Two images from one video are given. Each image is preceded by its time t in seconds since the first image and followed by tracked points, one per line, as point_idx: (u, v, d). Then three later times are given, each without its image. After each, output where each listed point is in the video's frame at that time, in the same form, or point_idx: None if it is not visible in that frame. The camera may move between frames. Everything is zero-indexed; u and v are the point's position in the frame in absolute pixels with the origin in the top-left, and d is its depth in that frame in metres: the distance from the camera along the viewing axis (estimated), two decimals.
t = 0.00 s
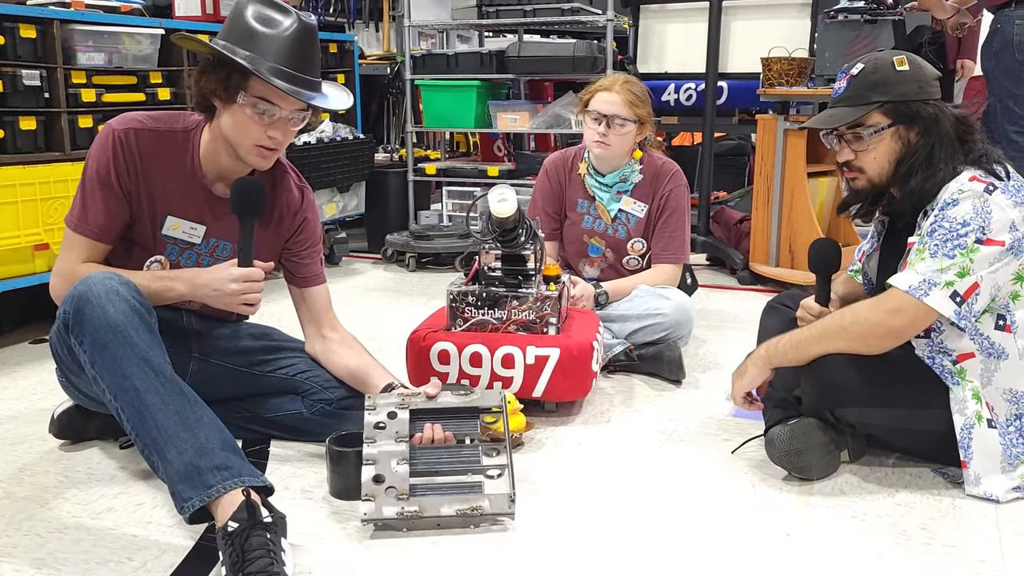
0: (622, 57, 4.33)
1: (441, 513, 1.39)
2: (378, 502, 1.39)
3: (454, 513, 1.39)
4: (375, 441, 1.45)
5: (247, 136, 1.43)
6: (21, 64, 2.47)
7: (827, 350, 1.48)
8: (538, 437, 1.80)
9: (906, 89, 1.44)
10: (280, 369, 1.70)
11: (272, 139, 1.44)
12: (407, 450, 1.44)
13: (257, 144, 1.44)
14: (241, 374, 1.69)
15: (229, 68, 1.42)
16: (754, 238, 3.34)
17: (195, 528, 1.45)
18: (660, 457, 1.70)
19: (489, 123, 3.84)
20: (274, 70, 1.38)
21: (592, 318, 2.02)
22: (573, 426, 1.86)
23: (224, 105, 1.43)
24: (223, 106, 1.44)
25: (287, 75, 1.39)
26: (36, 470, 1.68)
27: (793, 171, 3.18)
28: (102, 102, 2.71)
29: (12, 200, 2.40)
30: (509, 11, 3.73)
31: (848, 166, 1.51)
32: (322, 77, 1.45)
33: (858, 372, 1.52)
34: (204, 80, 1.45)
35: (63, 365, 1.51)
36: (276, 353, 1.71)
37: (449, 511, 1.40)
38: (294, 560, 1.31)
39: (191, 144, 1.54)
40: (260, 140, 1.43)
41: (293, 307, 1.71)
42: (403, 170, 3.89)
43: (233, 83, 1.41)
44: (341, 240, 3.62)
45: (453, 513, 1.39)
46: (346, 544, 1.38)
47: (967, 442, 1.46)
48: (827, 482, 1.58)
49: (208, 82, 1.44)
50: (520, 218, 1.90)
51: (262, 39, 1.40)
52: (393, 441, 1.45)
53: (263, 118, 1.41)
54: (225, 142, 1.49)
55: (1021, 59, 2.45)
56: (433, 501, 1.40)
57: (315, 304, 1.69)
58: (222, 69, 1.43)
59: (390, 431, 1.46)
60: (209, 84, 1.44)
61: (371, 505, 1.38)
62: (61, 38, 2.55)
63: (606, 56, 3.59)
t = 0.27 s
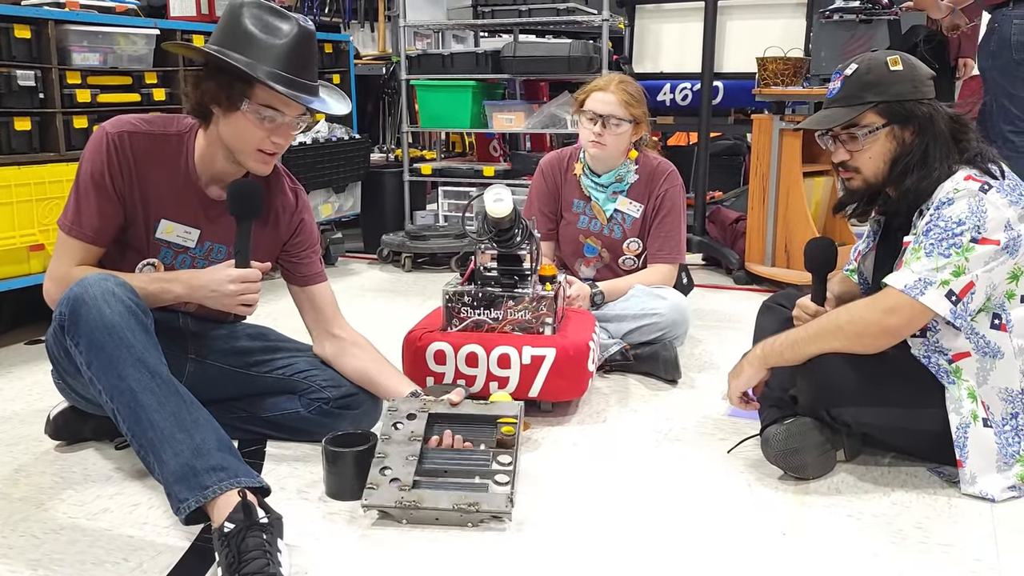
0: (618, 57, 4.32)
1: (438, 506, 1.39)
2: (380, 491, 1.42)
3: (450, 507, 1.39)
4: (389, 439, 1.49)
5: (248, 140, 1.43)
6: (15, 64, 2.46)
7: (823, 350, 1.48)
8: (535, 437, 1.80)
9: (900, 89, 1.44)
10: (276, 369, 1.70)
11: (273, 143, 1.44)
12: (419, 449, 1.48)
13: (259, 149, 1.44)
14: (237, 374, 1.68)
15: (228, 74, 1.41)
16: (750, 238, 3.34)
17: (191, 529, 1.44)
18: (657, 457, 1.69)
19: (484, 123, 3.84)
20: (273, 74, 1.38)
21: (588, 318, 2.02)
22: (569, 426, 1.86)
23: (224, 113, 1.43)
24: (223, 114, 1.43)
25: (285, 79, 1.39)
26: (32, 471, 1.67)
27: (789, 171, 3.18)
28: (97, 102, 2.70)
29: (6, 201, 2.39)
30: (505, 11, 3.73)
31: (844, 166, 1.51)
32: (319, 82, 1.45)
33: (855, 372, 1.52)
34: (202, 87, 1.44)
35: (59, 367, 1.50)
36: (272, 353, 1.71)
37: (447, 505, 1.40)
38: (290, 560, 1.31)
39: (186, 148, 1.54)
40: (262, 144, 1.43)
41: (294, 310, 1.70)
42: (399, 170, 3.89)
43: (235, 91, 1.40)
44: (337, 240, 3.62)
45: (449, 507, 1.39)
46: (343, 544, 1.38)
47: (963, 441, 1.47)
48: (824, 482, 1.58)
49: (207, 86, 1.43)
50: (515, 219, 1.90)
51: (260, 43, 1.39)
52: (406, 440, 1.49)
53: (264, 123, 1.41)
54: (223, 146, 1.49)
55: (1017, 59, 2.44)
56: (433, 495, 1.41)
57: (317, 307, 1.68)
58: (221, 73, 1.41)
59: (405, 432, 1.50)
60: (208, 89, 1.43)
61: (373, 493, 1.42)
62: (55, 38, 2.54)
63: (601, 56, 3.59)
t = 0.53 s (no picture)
0: (617, 56, 4.32)
1: (438, 491, 1.41)
2: (382, 480, 1.45)
3: (450, 492, 1.41)
4: (395, 449, 1.53)
5: (251, 141, 1.43)
6: (14, 64, 2.46)
7: (821, 349, 1.48)
8: (534, 437, 1.79)
9: (896, 89, 1.44)
10: (275, 369, 1.70)
11: (277, 144, 1.44)
12: (424, 456, 1.51)
13: (263, 149, 1.44)
14: (236, 374, 1.68)
15: (233, 73, 1.40)
16: (749, 238, 3.34)
17: (190, 528, 1.44)
18: (656, 456, 1.69)
19: (483, 122, 3.84)
20: (276, 73, 1.38)
21: (587, 317, 2.02)
22: (568, 426, 1.86)
23: (228, 112, 1.41)
24: (226, 113, 1.42)
25: (287, 78, 1.38)
26: (31, 470, 1.67)
27: (788, 170, 3.18)
28: (95, 101, 2.70)
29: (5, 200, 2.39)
30: (504, 10, 3.73)
31: (842, 166, 1.51)
32: (320, 82, 1.45)
33: (854, 371, 1.52)
34: (204, 87, 1.43)
35: (60, 365, 1.50)
36: (271, 352, 1.71)
37: (446, 490, 1.41)
38: (289, 560, 1.31)
39: (184, 146, 1.53)
40: (266, 144, 1.43)
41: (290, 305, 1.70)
42: (397, 170, 3.89)
43: (240, 89, 1.39)
44: (336, 240, 3.62)
45: (449, 492, 1.41)
46: (341, 543, 1.38)
47: (961, 440, 1.47)
48: (822, 481, 1.58)
49: (210, 86, 1.42)
50: (514, 218, 1.90)
51: (263, 42, 1.39)
52: (411, 450, 1.53)
53: (267, 123, 1.41)
54: (223, 145, 1.48)
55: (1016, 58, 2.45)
56: (434, 483, 1.43)
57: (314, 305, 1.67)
58: (224, 72, 1.40)
59: (411, 445, 1.54)
60: (212, 88, 1.41)
61: (375, 481, 1.44)
62: (54, 38, 2.54)
63: (600, 55, 3.59)
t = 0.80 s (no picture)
0: (614, 57, 4.32)
1: (436, 491, 1.41)
2: (380, 482, 1.45)
3: (448, 492, 1.41)
4: (392, 453, 1.55)
5: (236, 138, 1.43)
6: (11, 64, 2.46)
7: (819, 350, 1.48)
8: (531, 438, 1.79)
9: (884, 92, 1.44)
10: (272, 370, 1.69)
11: (262, 142, 1.44)
12: (421, 459, 1.53)
13: (248, 146, 1.43)
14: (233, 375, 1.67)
15: (220, 70, 1.40)
16: (747, 238, 3.34)
17: (187, 530, 1.44)
18: (654, 457, 1.69)
19: (481, 122, 3.84)
20: (265, 73, 1.37)
21: (585, 318, 2.02)
22: (565, 426, 1.86)
23: (216, 109, 1.42)
24: (214, 109, 1.42)
25: (276, 78, 1.38)
26: (29, 472, 1.67)
27: (786, 170, 3.18)
28: (92, 102, 2.70)
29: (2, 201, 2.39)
30: (502, 11, 3.73)
31: (835, 168, 1.52)
32: (310, 83, 1.45)
33: (852, 370, 1.53)
34: (193, 82, 1.43)
35: (58, 367, 1.50)
36: (268, 354, 1.70)
37: (445, 489, 1.42)
38: (286, 561, 1.31)
39: (178, 144, 1.53)
40: (251, 142, 1.43)
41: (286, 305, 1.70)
42: (395, 170, 3.89)
43: (227, 87, 1.39)
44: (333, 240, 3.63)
45: (447, 492, 1.41)
46: (338, 544, 1.38)
47: (958, 440, 1.47)
48: (820, 481, 1.58)
49: (199, 83, 1.42)
50: (512, 219, 1.89)
51: (252, 41, 1.39)
52: (408, 454, 1.54)
53: (255, 122, 1.41)
54: (212, 143, 1.48)
55: (1013, 59, 2.45)
56: (432, 483, 1.44)
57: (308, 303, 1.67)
58: (213, 70, 1.40)
59: (406, 449, 1.56)
60: (200, 84, 1.41)
61: (373, 483, 1.44)
62: (51, 38, 2.54)
63: (598, 56, 3.59)
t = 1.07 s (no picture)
0: (613, 55, 4.32)
1: (436, 489, 1.41)
2: (377, 483, 1.44)
3: (448, 489, 1.41)
4: (384, 455, 1.53)
5: (222, 128, 1.42)
6: (10, 64, 2.46)
7: (817, 347, 1.48)
8: (530, 436, 1.79)
9: (883, 89, 1.43)
10: (270, 371, 1.69)
11: (249, 131, 1.43)
12: (413, 460, 1.52)
13: (233, 136, 1.43)
14: (232, 376, 1.67)
15: (204, 60, 1.40)
16: (746, 236, 3.34)
17: (187, 529, 1.44)
18: (653, 455, 1.69)
19: (479, 121, 3.84)
20: (251, 59, 1.38)
21: (584, 317, 2.02)
22: (565, 425, 1.85)
23: (201, 99, 1.41)
24: (199, 100, 1.42)
25: (262, 65, 1.39)
26: (28, 471, 1.66)
27: (784, 168, 3.18)
28: (91, 101, 2.70)
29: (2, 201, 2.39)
30: (500, 9, 3.73)
31: (834, 166, 1.51)
32: (292, 69, 1.47)
33: (850, 367, 1.53)
34: (176, 74, 1.43)
35: (54, 372, 1.50)
36: (265, 355, 1.70)
37: (445, 488, 1.42)
38: (285, 560, 1.31)
39: (160, 137, 1.53)
40: (237, 131, 1.42)
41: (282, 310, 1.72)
42: (394, 169, 3.89)
43: (213, 77, 1.39)
44: (332, 241, 3.64)
45: (447, 490, 1.41)
46: (338, 543, 1.38)
47: (958, 438, 1.47)
48: (819, 479, 1.58)
49: (183, 73, 1.41)
50: (510, 217, 1.91)
51: (234, 28, 1.39)
52: (400, 456, 1.53)
53: (241, 111, 1.41)
54: (195, 133, 1.48)
55: (1011, 56, 2.45)
56: (430, 481, 1.43)
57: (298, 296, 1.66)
58: (197, 60, 1.40)
59: (397, 450, 1.55)
60: (184, 76, 1.41)
61: (371, 484, 1.43)
62: (50, 38, 2.54)
63: (596, 54, 3.59)
